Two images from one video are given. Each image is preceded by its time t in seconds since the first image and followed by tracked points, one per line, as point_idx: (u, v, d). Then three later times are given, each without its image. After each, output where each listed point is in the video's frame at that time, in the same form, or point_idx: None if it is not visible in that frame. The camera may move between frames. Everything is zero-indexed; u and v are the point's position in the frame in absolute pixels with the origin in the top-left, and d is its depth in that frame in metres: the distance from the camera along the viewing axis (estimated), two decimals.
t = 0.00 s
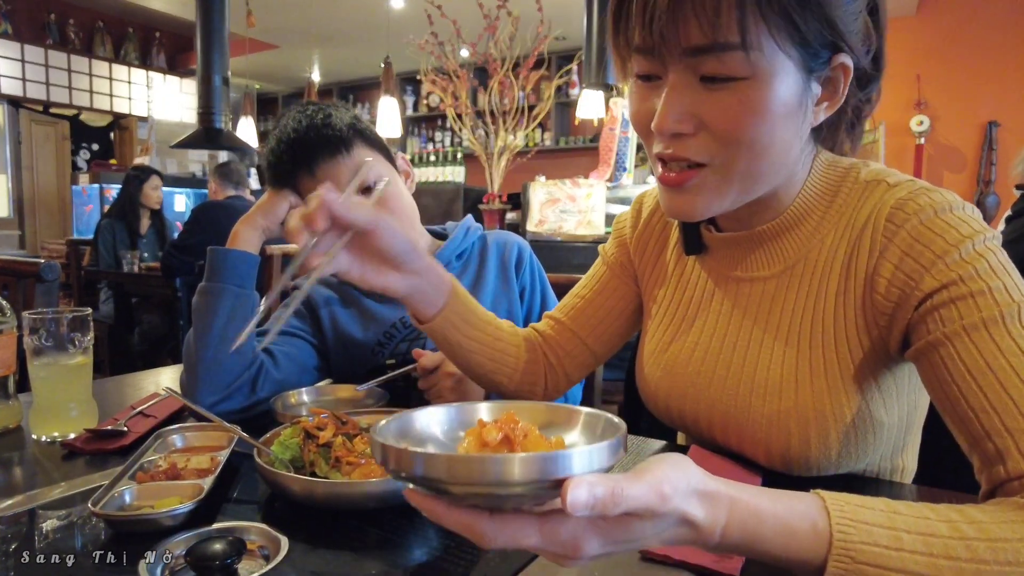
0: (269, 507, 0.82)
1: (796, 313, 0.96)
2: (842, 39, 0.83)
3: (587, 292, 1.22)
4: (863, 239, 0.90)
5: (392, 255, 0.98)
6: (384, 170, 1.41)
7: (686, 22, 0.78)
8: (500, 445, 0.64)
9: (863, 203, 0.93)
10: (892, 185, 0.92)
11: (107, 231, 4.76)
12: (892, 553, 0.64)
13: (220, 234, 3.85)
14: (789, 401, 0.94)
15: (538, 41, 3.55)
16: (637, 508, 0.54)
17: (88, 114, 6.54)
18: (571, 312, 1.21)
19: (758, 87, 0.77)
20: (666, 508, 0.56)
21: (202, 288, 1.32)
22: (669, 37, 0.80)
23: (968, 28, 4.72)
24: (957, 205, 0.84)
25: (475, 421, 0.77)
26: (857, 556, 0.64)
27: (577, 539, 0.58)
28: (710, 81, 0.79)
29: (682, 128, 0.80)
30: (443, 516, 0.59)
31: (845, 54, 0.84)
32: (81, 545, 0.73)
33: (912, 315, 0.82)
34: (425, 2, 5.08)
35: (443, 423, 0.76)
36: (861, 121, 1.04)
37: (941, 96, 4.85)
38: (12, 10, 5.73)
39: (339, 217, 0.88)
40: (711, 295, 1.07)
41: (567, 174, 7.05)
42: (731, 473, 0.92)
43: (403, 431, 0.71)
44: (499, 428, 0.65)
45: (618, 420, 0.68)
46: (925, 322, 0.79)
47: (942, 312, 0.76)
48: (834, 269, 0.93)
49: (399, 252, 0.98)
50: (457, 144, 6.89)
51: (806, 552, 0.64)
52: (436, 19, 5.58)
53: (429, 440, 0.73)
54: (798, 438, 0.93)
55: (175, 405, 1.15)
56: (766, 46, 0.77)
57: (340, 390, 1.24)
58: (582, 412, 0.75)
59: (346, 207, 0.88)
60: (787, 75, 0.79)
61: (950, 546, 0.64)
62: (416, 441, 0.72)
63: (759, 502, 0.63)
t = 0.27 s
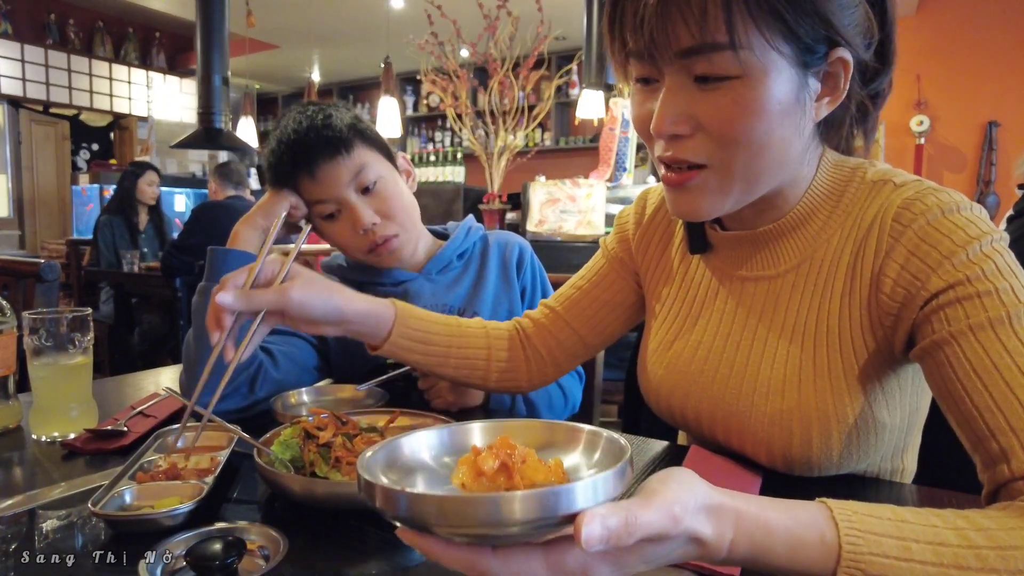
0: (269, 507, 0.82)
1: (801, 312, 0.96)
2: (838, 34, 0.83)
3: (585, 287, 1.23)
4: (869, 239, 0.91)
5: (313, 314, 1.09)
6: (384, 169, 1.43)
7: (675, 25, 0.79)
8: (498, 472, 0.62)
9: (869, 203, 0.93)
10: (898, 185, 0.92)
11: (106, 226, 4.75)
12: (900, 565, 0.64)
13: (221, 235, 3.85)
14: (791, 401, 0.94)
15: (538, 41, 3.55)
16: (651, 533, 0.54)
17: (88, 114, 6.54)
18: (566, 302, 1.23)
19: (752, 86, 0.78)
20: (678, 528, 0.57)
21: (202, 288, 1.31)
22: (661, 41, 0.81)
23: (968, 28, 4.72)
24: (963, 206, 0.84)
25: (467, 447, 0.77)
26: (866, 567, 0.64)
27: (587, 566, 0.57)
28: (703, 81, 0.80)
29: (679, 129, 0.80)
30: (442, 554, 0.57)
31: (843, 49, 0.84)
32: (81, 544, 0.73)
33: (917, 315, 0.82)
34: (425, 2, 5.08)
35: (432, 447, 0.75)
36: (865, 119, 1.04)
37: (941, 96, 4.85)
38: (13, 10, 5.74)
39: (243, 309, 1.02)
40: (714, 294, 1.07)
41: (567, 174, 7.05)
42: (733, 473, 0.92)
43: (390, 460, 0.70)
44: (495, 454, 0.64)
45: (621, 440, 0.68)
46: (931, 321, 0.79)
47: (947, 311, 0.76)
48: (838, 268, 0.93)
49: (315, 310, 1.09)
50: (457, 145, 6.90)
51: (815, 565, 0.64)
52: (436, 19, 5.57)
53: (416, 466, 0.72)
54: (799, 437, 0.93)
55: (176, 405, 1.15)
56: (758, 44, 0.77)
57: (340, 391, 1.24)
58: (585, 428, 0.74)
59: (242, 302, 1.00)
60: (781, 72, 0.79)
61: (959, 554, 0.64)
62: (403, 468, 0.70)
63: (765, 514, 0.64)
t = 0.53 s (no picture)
0: (269, 507, 0.82)
1: (798, 313, 0.96)
2: (856, 36, 0.85)
3: (580, 290, 1.23)
4: (865, 240, 0.91)
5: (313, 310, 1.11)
6: (385, 169, 1.43)
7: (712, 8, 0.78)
8: (503, 475, 0.63)
9: (866, 203, 0.93)
10: (894, 186, 0.92)
11: (98, 220, 4.72)
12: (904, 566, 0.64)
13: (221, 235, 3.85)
14: (790, 402, 0.94)
15: (538, 41, 3.55)
16: (662, 537, 0.54)
17: (88, 114, 6.54)
18: (561, 306, 1.23)
19: (788, 74, 0.77)
20: (686, 530, 0.57)
21: (203, 286, 1.32)
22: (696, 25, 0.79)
23: (968, 27, 4.72)
24: (959, 206, 0.84)
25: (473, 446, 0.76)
26: (870, 567, 0.64)
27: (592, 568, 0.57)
28: (738, 67, 0.79)
29: (711, 118, 0.79)
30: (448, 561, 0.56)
31: (860, 51, 0.86)
32: (81, 545, 0.73)
33: (914, 316, 0.82)
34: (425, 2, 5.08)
35: (434, 446, 0.75)
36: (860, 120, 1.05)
37: (941, 96, 4.84)
38: (13, 10, 5.74)
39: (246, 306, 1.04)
40: (711, 295, 1.07)
41: (567, 174, 7.06)
42: (733, 474, 0.93)
43: (392, 460, 0.70)
44: (501, 457, 0.65)
45: (629, 440, 0.67)
46: (928, 322, 0.79)
47: (944, 312, 0.76)
48: (835, 269, 0.94)
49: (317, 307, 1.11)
50: (457, 144, 6.90)
51: (818, 565, 0.64)
52: (436, 19, 5.57)
53: (418, 466, 0.72)
54: (798, 439, 0.93)
55: (175, 405, 1.15)
56: (794, 34, 0.77)
57: (340, 391, 1.24)
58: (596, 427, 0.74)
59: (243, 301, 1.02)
60: (813, 66, 0.79)
61: (963, 555, 0.64)
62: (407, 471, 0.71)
63: (770, 515, 0.64)
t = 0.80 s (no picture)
0: (269, 508, 0.82)
1: (797, 314, 0.96)
2: (867, 36, 0.87)
3: (579, 294, 1.23)
4: (863, 241, 0.91)
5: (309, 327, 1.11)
6: (389, 168, 1.43)
7: None
8: (507, 470, 0.63)
9: (863, 204, 0.93)
10: (891, 186, 0.92)
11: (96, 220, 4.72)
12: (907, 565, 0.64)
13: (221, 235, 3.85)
14: (789, 404, 0.94)
15: (538, 41, 3.55)
16: (668, 535, 0.54)
17: (88, 114, 6.54)
18: (561, 309, 1.23)
19: (813, 64, 0.78)
20: (692, 529, 0.57)
21: (214, 283, 1.32)
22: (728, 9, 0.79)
23: (968, 28, 4.72)
24: (956, 206, 0.84)
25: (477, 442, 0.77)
26: (872, 566, 0.64)
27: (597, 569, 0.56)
28: (766, 52, 0.79)
29: (742, 104, 0.78)
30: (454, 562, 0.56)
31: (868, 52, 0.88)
32: (81, 545, 0.73)
33: (912, 317, 0.82)
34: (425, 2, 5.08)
35: (436, 441, 0.75)
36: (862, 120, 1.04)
37: (941, 96, 4.84)
38: (13, 10, 5.74)
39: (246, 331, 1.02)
40: (709, 298, 1.07)
41: (568, 174, 7.06)
42: (734, 475, 0.92)
43: (395, 456, 0.70)
44: (504, 452, 0.65)
45: (636, 439, 0.66)
46: (926, 323, 0.79)
47: (941, 313, 0.76)
48: (833, 270, 0.93)
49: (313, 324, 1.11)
50: (457, 145, 6.90)
51: (821, 563, 0.65)
52: (436, 19, 5.57)
53: (420, 461, 0.72)
54: (798, 440, 0.93)
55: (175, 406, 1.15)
56: (814, 29, 0.79)
57: (340, 391, 1.24)
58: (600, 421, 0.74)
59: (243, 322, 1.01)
60: (832, 60, 0.80)
61: (966, 554, 0.64)
62: (412, 466, 0.71)
63: (772, 514, 0.64)
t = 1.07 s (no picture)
0: (269, 508, 0.82)
1: (793, 316, 0.96)
2: (857, 40, 0.87)
3: (578, 297, 1.23)
4: (858, 243, 0.91)
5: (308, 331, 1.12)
6: (401, 168, 1.43)
7: None
8: (510, 474, 0.64)
9: (858, 205, 0.93)
10: (886, 187, 0.92)
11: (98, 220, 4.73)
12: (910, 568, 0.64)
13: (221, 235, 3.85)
14: (787, 406, 0.94)
15: (538, 41, 3.55)
16: (674, 541, 0.54)
17: (88, 114, 6.54)
18: (560, 312, 1.23)
19: (804, 70, 0.79)
20: (696, 534, 0.57)
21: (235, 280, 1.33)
22: (718, 17, 0.79)
23: (967, 28, 4.72)
24: (951, 206, 0.84)
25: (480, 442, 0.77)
26: (874, 569, 0.65)
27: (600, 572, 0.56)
28: (757, 58, 0.80)
29: (733, 110, 0.78)
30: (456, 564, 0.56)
31: (858, 54, 0.88)
32: (81, 545, 0.73)
33: (908, 318, 0.82)
34: (425, 2, 5.08)
35: (437, 441, 0.75)
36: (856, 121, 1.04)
37: (940, 96, 4.84)
38: (13, 10, 5.74)
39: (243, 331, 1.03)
40: (706, 300, 1.07)
41: (568, 174, 7.06)
42: (734, 476, 0.92)
43: (394, 458, 0.70)
44: (507, 456, 0.65)
45: (642, 443, 0.65)
46: (922, 324, 0.79)
47: (937, 314, 0.76)
48: (829, 272, 0.93)
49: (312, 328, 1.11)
50: (456, 145, 6.90)
51: (824, 566, 0.65)
52: (436, 19, 5.57)
53: (420, 462, 0.72)
54: (797, 442, 0.93)
55: (176, 406, 1.15)
56: (804, 34, 0.79)
57: (340, 391, 1.24)
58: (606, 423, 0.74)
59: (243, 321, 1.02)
60: (822, 64, 0.80)
61: (967, 555, 0.63)
62: (415, 467, 0.71)
63: (773, 516, 0.64)
